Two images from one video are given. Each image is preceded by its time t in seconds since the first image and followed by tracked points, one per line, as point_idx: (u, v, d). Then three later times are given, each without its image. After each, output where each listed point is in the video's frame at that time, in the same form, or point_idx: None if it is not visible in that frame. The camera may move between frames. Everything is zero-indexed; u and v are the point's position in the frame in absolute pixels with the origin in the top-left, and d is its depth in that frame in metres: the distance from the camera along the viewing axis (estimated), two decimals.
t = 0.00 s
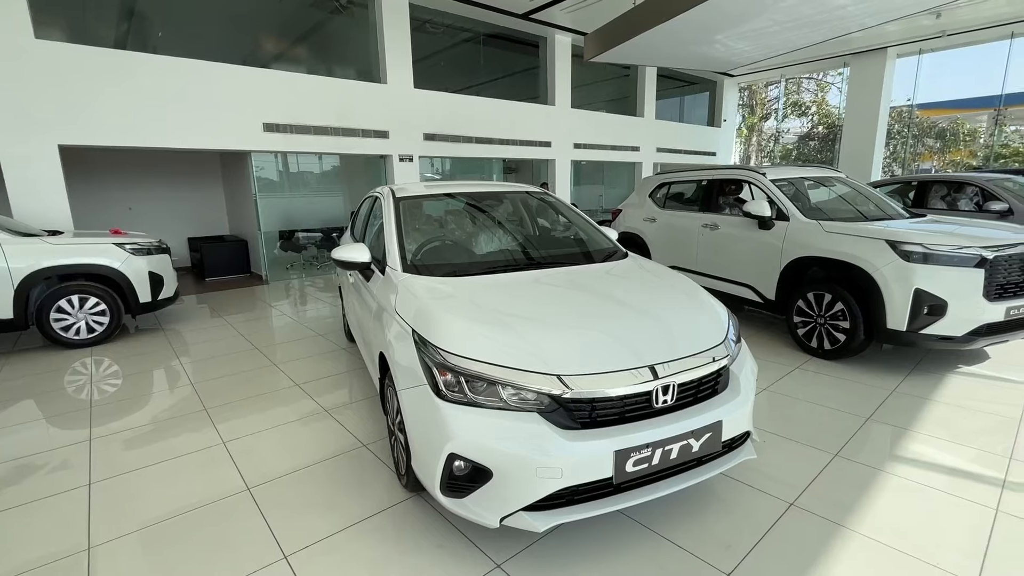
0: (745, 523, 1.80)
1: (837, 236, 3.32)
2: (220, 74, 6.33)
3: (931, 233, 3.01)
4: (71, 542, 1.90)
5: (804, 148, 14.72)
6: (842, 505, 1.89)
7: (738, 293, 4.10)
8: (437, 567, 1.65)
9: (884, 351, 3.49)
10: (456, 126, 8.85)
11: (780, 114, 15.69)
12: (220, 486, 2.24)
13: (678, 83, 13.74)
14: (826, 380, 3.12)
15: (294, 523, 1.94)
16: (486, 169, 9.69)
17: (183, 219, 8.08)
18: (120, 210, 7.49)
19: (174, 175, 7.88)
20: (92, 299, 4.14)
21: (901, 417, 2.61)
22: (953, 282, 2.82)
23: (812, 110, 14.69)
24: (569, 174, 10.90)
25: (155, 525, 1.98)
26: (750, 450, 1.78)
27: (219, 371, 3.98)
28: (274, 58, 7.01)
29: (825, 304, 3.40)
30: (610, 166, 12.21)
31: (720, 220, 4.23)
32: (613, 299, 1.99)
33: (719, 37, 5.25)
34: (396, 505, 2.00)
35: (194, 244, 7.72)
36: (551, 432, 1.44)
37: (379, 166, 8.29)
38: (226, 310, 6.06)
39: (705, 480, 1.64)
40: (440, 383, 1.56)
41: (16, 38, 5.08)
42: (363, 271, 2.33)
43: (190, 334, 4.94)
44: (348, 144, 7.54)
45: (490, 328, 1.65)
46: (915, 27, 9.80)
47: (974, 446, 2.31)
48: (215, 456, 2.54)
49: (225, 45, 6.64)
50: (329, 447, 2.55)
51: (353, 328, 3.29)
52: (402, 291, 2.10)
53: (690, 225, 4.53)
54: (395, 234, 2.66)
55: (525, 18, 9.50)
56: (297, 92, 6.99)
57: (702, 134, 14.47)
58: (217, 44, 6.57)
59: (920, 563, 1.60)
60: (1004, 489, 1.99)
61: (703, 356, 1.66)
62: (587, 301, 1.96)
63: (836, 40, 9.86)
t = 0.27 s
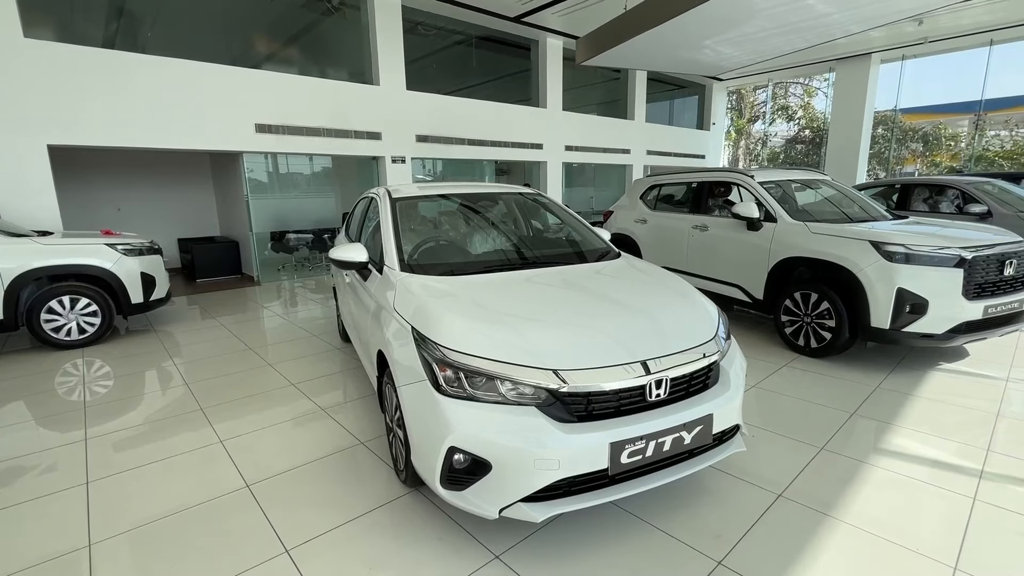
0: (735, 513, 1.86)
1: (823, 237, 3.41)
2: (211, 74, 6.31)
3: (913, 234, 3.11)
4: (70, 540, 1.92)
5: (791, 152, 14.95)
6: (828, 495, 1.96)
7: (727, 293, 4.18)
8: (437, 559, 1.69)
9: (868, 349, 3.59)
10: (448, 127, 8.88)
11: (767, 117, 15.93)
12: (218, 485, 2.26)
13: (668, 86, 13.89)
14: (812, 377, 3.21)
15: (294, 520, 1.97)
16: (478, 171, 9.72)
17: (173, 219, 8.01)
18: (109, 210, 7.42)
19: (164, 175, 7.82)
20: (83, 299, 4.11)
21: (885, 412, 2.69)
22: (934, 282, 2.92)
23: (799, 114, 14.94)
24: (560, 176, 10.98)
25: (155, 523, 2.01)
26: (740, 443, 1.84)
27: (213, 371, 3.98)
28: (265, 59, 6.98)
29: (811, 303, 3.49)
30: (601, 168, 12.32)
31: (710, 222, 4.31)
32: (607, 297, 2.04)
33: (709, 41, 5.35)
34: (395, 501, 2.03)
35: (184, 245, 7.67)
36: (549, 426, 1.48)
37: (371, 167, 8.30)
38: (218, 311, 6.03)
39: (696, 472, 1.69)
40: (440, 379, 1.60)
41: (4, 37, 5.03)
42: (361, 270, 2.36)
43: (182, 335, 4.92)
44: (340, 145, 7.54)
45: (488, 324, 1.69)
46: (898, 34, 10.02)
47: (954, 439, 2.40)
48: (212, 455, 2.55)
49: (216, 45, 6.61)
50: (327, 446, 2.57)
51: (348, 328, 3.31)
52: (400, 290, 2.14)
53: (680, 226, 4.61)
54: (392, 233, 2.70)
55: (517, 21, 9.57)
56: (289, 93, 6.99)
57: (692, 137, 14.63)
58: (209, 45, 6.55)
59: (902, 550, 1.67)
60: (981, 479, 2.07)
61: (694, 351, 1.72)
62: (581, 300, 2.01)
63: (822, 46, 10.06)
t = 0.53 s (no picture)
0: (725, 501, 1.95)
1: (808, 239, 3.52)
2: (205, 78, 6.32)
3: (893, 236, 3.23)
4: (78, 535, 1.97)
5: (778, 156, 15.22)
6: (813, 484, 2.05)
7: (716, 294, 4.29)
8: (440, 549, 1.76)
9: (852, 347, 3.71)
10: (441, 131, 8.95)
11: (755, 123, 16.21)
12: (221, 483, 2.30)
13: (657, 92, 14.10)
14: (798, 374, 3.32)
15: (299, 514, 2.02)
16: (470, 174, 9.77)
17: (165, 223, 8.00)
18: (101, 213, 7.39)
19: (156, 178, 7.81)
20: (79, 302, 4.11)
21: (867, 406, 2.80)
22: (913, 281, 3.04)
23: (785, 119, 15.22)
24: (552, 180, 11.10)
25: (161, 518, 2.06)
26: (729, 435, 1.92)
27: (210, 373, 4.00)
28: (258, 62, 6.97)
29: (797, 302, 3.60)
30: (592, 172, 12.46)
31: (699, 224, 4.42)
32: (601, 296, 2.12)
33: (697, 49, 5.48)
34: (397, 494, 2.09)
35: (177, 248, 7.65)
36: (548, 417, 1.56)
37: (364, 171, 8.33)
38: (211, 314, 6.03)
39: (688, 461, 1.78)
40: (443, 374, 1.67)
41: None
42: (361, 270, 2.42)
43: (176, 337, 4.93)
44: (334, 149, 7.57)
45: (488, 321, 1.76)
46: (880, 42, 10.29)
47: (933, 431, 2.51)
48: (214, 454, 2.59)
49: (210, 49, 6.63)
50: (327, 443, 2.62)
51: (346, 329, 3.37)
52: (400, 289, 2.20)
53: (671, 229, 4.71)
54: (391, 235, 2.76)
55: (509, 27, 9.68)
56: (282, 97, 7.02)
57: (681, 141, 14.84)
58: (202, 49, 6.57)
59: (882, 533, 1.76)
60: (957, 468, 2.18)
61: (685, 346, 1.80)
62: (576, 298, 2.09)
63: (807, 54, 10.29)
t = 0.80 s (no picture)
0: (717, 495, 2.03)
1: (793, 242, 3.64)
2: (198, 85, 6.34)
3: (874, 240, 3.36)
4: (84, 536, 2.00)
5: (764, 162, 15.50)
6: (800, 478, 2.14)
7: (706, 297, 4.39)
8: (442, 543, 1.81)
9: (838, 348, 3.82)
10: (434, 138, 9.03)
11: (742, 129, 16.50)
12: (225, 484, 2.35)
13: (646, 98, 14.31)
14: (785, 374, 3.42)
15: (303, 512, 2.07)
16: (462, 180, 9.85)
17: (157, 228, 7.97)
18: (92, 219, 7.35)
19: (148, 183, 7.78)
20: (74, 308, 4.11)
21: (852, 404, 2.91)
22: (894, 283, 3.16)
23: (771, 126, 15.53)
24: (544, 185, 11.21)
25: (166, 518, 2.10)
26: (719, 431, 2.01)
27: (206, 378, 4.02)
28: (252, 69, 7.06)
29: (784, 304, 3.71)
30: (583, 178, 12.60)
31: (689, 229, 4.53)
32: (595, 299, 2.20)
33: (685, 58, 5.64)
34: (400, 492, 2.15)
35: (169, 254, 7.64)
36: (547, 414, 1.62)
37: (357, 176, 8.38)
38: (205, 320, 6.03)
39: (680, 456, 1.85)
40: (445, 374, 1.73)
41: None
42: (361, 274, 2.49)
43: (170, 343, 4.92)
44: (328, 155, 7.62)
45: (487, 323, 1.82)
46: (862, 51, 10.57)
47: (914, 427, 2.61)
48: (216, 456, 2.63)
49: (203, 56, 6.66)
50: (329, 445, 2.66)
51: (344, 333, 3.42)
52: (400, 293, 2.26)
53: (661, 233, 4.82)
54: (390, 240, 2.83)
55: (500, 35, 9.81)
56: (276, 104, 7.06)
57: (670, 147, 15.06)
58: (195, 56, 6.59)
59: (865, 522, 1.85)
60: (936, 461, 2.28)
61: (676, 345, 1.89)
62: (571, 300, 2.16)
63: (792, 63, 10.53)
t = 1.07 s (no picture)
0: (712, 492, 2.10)
1: (781, 248, 3.74)
2: (192, 93, 6.36)
3: (859, 245, 3.47)
4: (90, 541, 2.01)
5: (752, 169, 15.77)
6: (792, 475, 2.21)
7: (697, 301, 4.48)
8: (447, 542, 1.86)
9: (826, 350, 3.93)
10: (427, 145, 9.10)
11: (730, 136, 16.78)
12: (228, 489, 2.37)
13: (636, 107, 14.52)
14: (775, 376, 3.51)
15: (309, 515, 2.10)
16: (454, 187, 9.91)
17: (149, 236, 7.94)
18: (83, 227, 7.31)
19: (140, 191, 7.75)
20: (68, 316, 4.10)
21: (840, 403, 3.00)
22: (878, 286, 3.27)
23: (757, 133, 15.83)
24: (536, 192, 11.32)
25: (172, 523, 2.12)
26: (713, 430, 2.08)
27: (202, 385, 4.02)
28: (245, 78, 7.06)
29: (773, 308, 3.81)
30: (574, 184, 12.73)
31: (679, 235, 4.63)
32: (591, 303, 2.26)
33: (674, 68, 5.78)
34: (403, 494, 2.19)
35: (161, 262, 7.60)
36: (548, 414, 1.68)
37: (351, 184, 8.41)
38: (198, 328, 6.01)
39: (677, 455, 1.92)
40: (449, 377, 1.78)
41: None
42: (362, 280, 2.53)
43: (164, 351, 4.91)
44: (321, 163, 7.65)
45: (489, 327, 1.88)
46: (844, 61, 10.85)
47: (899, 425, 2.71)
48: (218, 462, 2.65)
49: (196, 65, 6.68)
50: (330, 450, 2.70)
51: (342, 339, 3.45)
52: (401, 299, 2.31)
53: (653, 239, 4.91)
54: (390, 247, 2.88)
55: (492, 44, 9.94)
56: (270, 112, 7.09)
57: (660, 155, 15.28)
58: (188, 65, 6.61)
59: (854, 516, 1.92)
60: (921, 457, 2.37)
61: (671, 347, 1.96)
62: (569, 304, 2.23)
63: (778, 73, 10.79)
